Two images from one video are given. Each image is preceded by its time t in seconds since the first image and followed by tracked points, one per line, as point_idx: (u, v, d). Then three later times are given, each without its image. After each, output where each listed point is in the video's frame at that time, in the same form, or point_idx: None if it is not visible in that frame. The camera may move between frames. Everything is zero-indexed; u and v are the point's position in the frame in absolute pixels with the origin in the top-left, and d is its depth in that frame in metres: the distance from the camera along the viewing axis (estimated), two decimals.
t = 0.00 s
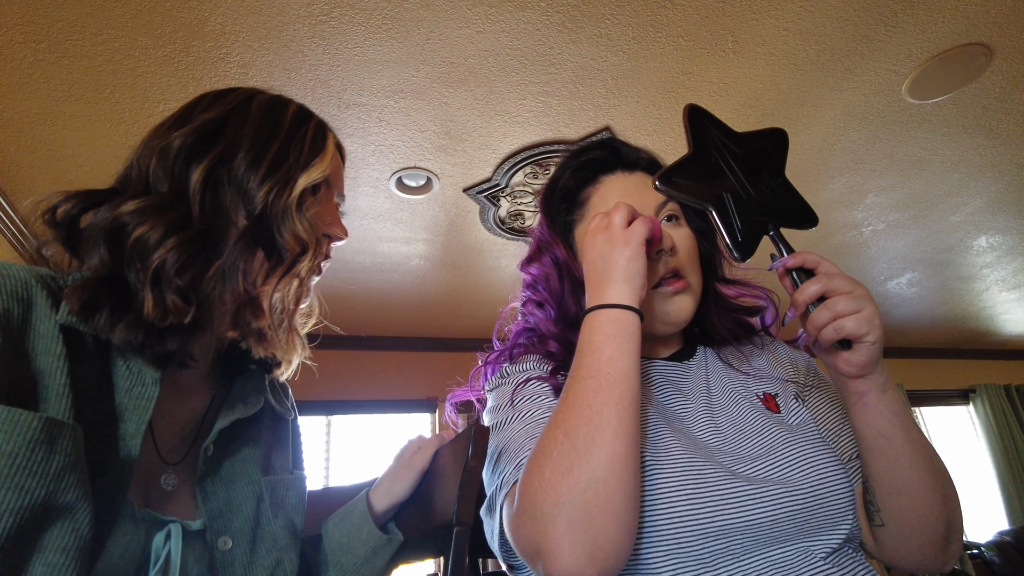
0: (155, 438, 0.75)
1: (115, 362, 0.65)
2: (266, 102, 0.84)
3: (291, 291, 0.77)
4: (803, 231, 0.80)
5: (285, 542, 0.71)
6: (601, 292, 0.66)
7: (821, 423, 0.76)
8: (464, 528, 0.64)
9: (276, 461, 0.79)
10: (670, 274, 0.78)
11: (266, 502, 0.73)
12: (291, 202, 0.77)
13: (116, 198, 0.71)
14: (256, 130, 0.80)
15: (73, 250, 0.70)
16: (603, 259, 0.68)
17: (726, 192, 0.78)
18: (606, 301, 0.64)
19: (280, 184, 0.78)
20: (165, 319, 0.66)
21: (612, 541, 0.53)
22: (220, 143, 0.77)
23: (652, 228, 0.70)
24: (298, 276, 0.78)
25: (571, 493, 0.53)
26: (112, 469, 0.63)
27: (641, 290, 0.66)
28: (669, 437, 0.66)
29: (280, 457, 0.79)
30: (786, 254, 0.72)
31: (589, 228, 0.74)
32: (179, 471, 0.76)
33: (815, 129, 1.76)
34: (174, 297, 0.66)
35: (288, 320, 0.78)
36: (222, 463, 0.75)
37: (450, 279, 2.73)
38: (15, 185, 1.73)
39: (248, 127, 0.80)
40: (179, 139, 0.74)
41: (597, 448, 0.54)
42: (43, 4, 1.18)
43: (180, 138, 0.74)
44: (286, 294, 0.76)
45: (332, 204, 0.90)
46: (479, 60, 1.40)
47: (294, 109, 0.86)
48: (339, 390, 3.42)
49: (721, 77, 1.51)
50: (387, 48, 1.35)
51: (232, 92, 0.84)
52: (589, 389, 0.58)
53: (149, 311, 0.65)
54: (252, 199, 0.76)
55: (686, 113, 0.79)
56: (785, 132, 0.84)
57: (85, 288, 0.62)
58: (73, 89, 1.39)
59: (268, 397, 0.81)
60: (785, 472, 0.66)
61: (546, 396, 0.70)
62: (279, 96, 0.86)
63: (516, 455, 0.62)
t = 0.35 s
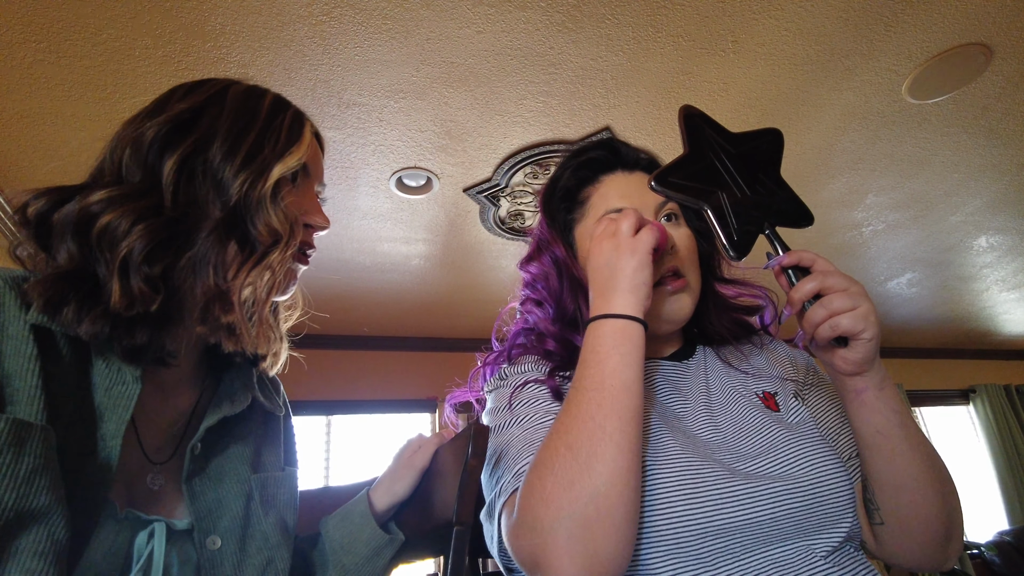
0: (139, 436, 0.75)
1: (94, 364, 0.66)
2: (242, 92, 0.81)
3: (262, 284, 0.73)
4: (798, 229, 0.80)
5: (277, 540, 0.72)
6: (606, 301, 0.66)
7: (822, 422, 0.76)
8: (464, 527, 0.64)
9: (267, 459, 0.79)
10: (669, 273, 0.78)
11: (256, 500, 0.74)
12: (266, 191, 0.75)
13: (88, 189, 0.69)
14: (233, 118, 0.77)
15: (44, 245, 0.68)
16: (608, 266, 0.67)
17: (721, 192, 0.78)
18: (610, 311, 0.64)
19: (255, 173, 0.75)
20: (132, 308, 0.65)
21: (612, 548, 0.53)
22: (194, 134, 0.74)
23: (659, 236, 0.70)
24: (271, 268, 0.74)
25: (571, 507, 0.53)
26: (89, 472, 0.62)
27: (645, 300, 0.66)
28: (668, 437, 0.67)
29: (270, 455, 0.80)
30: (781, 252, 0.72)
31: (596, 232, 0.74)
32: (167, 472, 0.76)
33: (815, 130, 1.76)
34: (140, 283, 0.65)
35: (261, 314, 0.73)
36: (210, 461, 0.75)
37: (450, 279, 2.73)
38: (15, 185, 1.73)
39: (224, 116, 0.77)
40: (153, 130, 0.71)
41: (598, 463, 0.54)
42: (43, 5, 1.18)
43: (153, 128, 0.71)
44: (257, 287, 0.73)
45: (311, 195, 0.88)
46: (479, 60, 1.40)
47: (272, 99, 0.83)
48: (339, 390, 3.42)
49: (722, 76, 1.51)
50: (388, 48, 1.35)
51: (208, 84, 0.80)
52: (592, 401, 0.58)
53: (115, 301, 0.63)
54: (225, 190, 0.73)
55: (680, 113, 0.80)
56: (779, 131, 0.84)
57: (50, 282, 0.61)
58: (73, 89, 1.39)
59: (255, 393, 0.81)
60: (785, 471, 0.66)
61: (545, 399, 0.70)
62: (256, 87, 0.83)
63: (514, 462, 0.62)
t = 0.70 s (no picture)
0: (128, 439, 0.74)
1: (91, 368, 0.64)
2: (226, 102, 0.74)
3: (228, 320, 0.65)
4: (798, 229, 0.81)
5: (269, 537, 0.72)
6: (612, 309, 0.65)
7: (822, 422, 0.76)
8: (464, 527, 0.63)
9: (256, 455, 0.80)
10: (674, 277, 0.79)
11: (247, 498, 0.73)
12: (241, 214, 0.67)
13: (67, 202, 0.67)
14: (213, 130, 0.70)
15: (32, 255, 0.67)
16: (615, 274, 0.67)
17: (722, 193, 0.78)
18: (617, 320, 0.64)
19: (231, 194, 0.68)
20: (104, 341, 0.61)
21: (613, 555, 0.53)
22: (171, 149, 0.68)
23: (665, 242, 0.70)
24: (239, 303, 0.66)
25: (574, 517, 0.53)
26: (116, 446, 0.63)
27: (651, 308, 0.66)
28: (668, 437, 0.67)
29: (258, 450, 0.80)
30: (782, 252, 0.72)
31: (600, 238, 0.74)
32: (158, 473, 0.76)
33: (815, 129, 1.76)
34: (108, 317, 0.61)
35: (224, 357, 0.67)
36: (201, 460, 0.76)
37: (450, 279, 2.73)
38: (15, 185, 1.73)
39: (203, 130, 0.71)
40: (128, 141, 0.67)
41: (602, 473, 0.54)
42: (43, 5, 1.17)
43: (129, 140, 0.67)
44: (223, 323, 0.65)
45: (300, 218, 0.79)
46: (479, 60, 1.40)
47: (259, 108, 0.77)
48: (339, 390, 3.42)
49: (722, 76, 1.51)
50: (388, 48, 1.35)
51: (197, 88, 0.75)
52: (596, 412, 0.58)
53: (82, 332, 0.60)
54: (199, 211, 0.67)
55: (680, 114, 0.79)
56: (780, 131, 0.83)
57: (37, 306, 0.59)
58: (73, 89, 1.39)
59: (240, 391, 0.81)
60: (786, 471, 0.66)
61: (546, 402, 0.70)
62: (246, 91, 0.77)
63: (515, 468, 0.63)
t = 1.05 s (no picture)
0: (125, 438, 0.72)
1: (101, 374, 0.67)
2: (212, 98, 0.78)
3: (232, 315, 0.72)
4: (808, 228, 0.79)
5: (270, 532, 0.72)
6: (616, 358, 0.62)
7: (826, 422, 0.76)
8: (464, 527, 0.61)
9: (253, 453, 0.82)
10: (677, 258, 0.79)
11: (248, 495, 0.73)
12: (238, 213, 0.71)
13: (55, 203, 0.68)
14: (202, 130, 0.74)
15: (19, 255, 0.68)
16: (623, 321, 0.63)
17: (732, 187, 0.78)
18: (618, 371, 0.61)
19: (225, 192, 0.72)
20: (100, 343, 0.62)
21: None
22: (162, 149, 0.71)
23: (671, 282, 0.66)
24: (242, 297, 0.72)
25: None
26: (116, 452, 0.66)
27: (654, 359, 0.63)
28: (670, 439, 0.67)
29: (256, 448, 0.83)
30: (792, 248, 0.71)
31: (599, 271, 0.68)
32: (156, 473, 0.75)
33: (815, 129, 1.76)
34: (109, 318, 0.63)
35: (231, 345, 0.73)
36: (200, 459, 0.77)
37: (450, 279, 2.73)
38: (15, 185, 1.73)
39: (193, 128, 0.74)
40: (121, 143, 0.69)
41: (587, 540, 0.54)
42: (43, 5, 1.17)
43: (122, 141, 0.69)
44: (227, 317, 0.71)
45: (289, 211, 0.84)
46: (479, 60, 1.40)
47: (244, 103, 0.80)
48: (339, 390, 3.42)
49: (722, 76, 1.51)
50: (388, 48, 1.35)
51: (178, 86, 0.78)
52: (588, 472, 0.56)
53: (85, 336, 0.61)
54: (195, 210, 0.70)
55: (692, 108, 0.79)
56: (791, 129, 0.83)
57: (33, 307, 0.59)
58: (73, 89, 1.39)
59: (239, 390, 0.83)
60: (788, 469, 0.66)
61: (537, 417, 0.69)
62: (228, 87, 0.80)
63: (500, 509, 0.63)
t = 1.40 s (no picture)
0: (133, 441, 0.74)
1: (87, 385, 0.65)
2: (196, 77, 0.80)
3: (219, 281, 0.69)
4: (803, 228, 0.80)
5: (271, 530, 0.72)
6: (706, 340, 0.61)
7: (820, 421, 0.76)
8: (464, 528, 0.61)
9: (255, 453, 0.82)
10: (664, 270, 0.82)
11: (247, 492, 0.74)
12: (224, 182, 0.73)
13: (42, 203, 0.68)
14: (187, 110, 0.76)
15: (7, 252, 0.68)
16: (708, 306, 0.64)
17: (725, 190, 0.78)
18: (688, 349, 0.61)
19: (212, 166, 0.73)
20: (84, 329, 0.61)
21: None
22: (149, 134, 0.73)
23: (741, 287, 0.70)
24: (229, 264, 0.71)
25: None
26: (85, 479, 0.62)
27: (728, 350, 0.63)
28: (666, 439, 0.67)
29: (258, 449, 0.83)
30: (783, 250, 0.72)
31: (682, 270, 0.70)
32: (161, 473, 0.76)
33: (815, 129, 1.76)
34: (91, 298, 0.62)
35: (218, 312, 0.69)
36: (201, 460, 0.77)
37: (450, 279, 2.74)
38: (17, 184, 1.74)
39: (179, 111, 0.75)
40: (107, 132, 0.70)
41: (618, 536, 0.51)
42: (44, 5, 1.18)
43: (108, 131, 0.70)
44: (213, 286, 0.69)
45: (281, 184, 0.86)
46: (479, 59, 1.40)
47: (227, 81, 0.82)
48: (339, 390, 3.43)
49: (722, 76, 1.51)
50: (388, 48, 1.35)
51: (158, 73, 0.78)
52: (624, 468, 0.53)
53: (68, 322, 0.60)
54: (183, 185, 0.72)
55: (687, 117, 0.81)
56: (785, 133, 0.84)
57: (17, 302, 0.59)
58: (73, 89, 1.39)
59: (244, 390, 0.83)
60: (784, 469, 0.66)
61: (546, 404, 0.69)
62: (210, 68, 0.82)
63: (521, 480, 0.60)
